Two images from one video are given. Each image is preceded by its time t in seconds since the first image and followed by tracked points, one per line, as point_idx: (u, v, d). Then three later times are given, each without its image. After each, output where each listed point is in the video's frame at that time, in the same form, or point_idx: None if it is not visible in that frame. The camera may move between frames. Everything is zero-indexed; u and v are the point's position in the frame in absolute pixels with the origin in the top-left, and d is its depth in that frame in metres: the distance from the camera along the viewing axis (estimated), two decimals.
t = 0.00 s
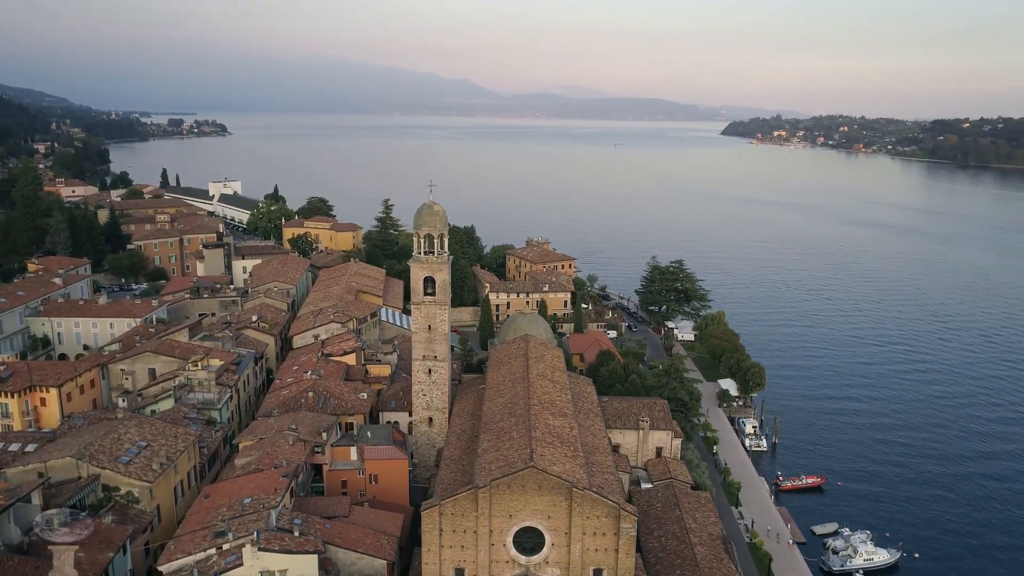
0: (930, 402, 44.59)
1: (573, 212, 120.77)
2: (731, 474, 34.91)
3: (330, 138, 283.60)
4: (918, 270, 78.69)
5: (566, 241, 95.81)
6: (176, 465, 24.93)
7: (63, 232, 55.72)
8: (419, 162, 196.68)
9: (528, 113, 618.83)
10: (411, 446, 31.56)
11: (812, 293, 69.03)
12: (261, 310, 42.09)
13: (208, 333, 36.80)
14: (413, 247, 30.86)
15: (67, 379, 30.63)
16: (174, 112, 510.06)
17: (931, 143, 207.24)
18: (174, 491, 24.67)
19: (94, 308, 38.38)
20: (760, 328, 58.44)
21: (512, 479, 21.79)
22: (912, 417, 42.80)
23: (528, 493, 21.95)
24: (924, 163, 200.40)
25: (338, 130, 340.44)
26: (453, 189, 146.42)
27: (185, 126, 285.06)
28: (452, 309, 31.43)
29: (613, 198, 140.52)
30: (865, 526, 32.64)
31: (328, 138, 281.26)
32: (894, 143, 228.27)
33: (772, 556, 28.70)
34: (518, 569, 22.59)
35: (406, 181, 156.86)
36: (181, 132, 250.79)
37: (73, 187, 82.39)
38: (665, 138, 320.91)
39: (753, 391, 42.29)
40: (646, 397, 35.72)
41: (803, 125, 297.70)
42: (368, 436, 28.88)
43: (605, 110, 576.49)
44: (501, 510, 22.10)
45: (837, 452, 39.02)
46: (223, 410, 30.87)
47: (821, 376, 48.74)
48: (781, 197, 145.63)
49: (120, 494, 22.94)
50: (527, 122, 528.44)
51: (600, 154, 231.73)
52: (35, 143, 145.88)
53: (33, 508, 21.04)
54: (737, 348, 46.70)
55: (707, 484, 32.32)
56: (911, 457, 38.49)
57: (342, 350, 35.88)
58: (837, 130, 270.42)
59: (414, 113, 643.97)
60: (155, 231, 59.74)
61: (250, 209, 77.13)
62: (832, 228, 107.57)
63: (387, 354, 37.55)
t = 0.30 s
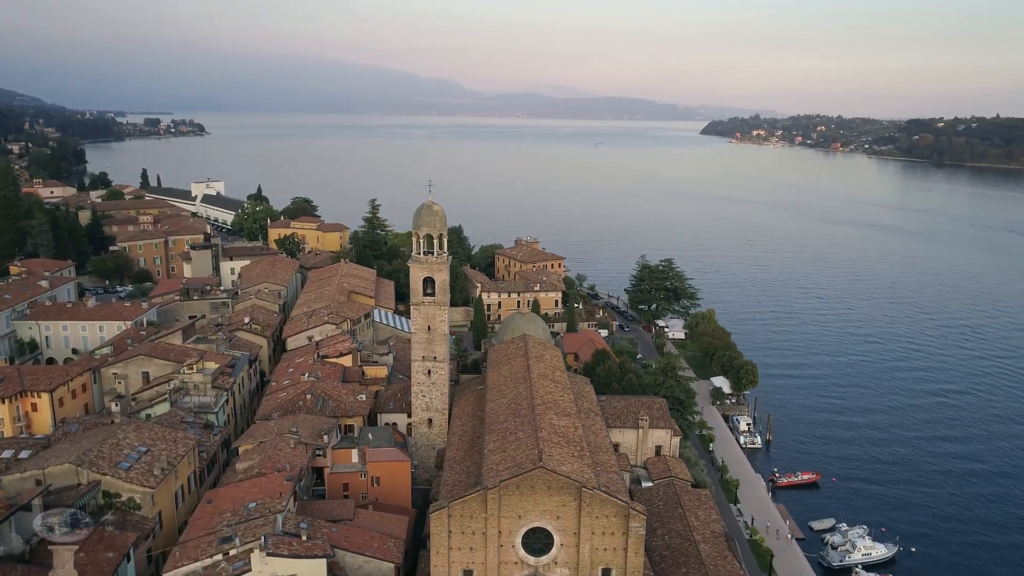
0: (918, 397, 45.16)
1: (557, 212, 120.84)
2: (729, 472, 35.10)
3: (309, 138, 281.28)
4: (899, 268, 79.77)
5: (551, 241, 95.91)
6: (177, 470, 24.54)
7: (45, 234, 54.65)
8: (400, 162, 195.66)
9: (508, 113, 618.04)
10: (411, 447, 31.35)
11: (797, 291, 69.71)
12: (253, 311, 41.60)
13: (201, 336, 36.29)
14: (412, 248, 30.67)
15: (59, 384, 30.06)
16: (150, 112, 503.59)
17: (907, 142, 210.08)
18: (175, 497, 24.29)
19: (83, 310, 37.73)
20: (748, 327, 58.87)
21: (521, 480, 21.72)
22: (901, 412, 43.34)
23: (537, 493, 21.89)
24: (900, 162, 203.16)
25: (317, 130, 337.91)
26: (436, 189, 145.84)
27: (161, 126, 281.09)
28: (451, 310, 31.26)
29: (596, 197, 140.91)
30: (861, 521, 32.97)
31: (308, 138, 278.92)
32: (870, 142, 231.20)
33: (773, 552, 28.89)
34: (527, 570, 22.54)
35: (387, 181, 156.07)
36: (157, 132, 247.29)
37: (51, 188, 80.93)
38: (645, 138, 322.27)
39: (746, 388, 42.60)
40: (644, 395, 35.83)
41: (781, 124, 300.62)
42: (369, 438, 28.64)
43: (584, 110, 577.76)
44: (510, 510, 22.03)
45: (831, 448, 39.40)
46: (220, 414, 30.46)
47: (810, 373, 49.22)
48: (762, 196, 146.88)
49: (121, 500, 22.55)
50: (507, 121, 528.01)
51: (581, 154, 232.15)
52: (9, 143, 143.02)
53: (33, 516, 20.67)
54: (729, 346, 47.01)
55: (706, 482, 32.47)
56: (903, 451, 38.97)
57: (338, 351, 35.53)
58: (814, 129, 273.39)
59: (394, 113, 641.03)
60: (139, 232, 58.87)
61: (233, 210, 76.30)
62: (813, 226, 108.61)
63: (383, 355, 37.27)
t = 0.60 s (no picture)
0: (910, 394, 45.57)
1: (545, 211, 120.91)
2: (727, 470, 35.24)
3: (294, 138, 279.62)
4: (886, 266, 80.53)
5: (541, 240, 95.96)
6: (177, 474, 24.26)
7: (32, 235, 53.93)
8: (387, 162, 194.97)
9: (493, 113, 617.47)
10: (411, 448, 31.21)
11: (787, 289, 70.18)
12: (247, 312, 41.25)
13: (196, 337, 35.94)
14: (411, 248, 30.58)
15: (53, 388, 29.63)
16: (131, 112, 498.05)
17: (890, 142, 212.04)
18: (176, 501, 24.02)
19: (75, 313, 37.26)
20: (740, 326, 59.19)
21: (528, 481, 21.67)
22: (894, 409, 43.71)
23: (544, 494, 21.86)
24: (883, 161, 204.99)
25: (302, 130, 335.97)
26: (423, 188, 145.43)
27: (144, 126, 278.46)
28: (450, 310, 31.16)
29: (584, 197, 141.13)
30: (858, 517, 33.21)
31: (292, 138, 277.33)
32: (854, 142, 233.22)
33: (774, 549, 29.05)
34: (533, 570, 22.50)
35: (374, 181, 155.36)
36: (140, 132, 244.81)
37: (36, 189, 79.92)
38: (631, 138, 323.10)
39: (741, 386, 42.84)
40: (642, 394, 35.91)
41: (765, 124, 302.54)
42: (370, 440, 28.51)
43: (568, 110, 578.51)
44: (517, 511, 21.97)
45: (826, 445, 39.68)
46: (218, 416, 30.17)
47: (803, 371, 49.55)
48: (748, 195, 147.74)
49: (123, 505, 22.27)
50: (492, 121, 527.62)
51: (567, 154, 232.41)
52: None
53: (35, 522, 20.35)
54: (722, 345, 47.25)
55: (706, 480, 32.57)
56: (897, 448, 39.30)
57: (335, 353, 35.32)
58: (798, 129, 275.39)
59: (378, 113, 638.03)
60: (128, 233, 58.22)
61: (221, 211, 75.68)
62: (800, 225, 109.39)
63: (380, 356, 37.08)
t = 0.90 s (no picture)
0: (900, 391, 46.10)
1: (532, 211, 120.96)
2: (725, 468, 35.42)
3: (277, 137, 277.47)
4: (871, 265, 81.38)
5: (529, 240, 95.98)
6: (178, 479, 23.97)
7: (16, 237, 53.09)
8: (371, 161, 194.02)
9: (476, 112, 617.25)
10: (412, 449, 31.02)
11: (775, 288, 70.76)
12: (239, 314, 40.85)
13: (190, 340, 35.50)
14: (410, 249, 30.45)
15: (46, 392, 29.13)
16: (109, 112, 492.46)
17: (870, 142, 214.52)
18: (178, 506, 23.70)
19: (65, 315, 36.69)
20: (731, 324, 59.58)
21: (536, 481, 21.61)
22: (885, 406, 44.18)
23: (552, 495, 21.82)
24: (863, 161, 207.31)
25: (284, 130, 333.66)
26: (409, 188, 144.91)
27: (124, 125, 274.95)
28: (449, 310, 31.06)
29: (570, 196, 141.38)
30: (854, 514, 33.51)
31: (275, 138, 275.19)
32: (834, 142, 235.72)
33: (774, 547, 29.26)
34: (541, 571, 22.47)
35: (359, 181, 154.58)
36: (119, 131, 242.01)
37: (17, 190, 78.71)
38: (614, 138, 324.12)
39: (735, 384, 43.11)
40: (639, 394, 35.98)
41: (747, 123, 304.83)
42: (369, 444, 28.34)
43: (551, 110, 579.50)
44: (524, 512, 21.92)
45: (820, 443, 40.04)
46: (215, 419, 29.84)
47: (794, 369, 49.96)
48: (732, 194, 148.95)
49: (125, 511, 21.90)
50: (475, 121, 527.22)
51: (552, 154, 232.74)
52: None
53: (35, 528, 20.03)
54: (715, 343, 47.53)
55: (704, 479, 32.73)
56: (889, 444, 39.75)
57: (332, 354, 35.05)
58: (780, 128, 277.91)
59: (361, 112, 635.54)
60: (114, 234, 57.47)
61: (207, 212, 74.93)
62: (785, 224, 110.33)
63: (377, 358, 36.85)
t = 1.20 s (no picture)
0: (889, 388, 46.69)
1: (518, 211, 121.04)
2: (722, 466, 35.62)
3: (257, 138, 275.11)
4: (856, 263, 82.28)
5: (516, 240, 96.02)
6: (180, 484, 23.63)
7: None
8: (354, 161, 193.06)
9: (458, 113, 616.06)
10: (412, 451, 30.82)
11: (762, 287, 71.38)
12: (232, 316, 40.41)
13: (184, 343, 35.08)
14: (409, 249, 30.31)
15: (39, 398, 28.59)
16: (85, 111, 485.84)
17: (849, 141, 217.13)
18: (180, 512, 23.37)
19: (55, 319, 36.06)
20: (721, 323, 60.00)
21: (545, 482, 21.56)
22: (876, 403, 44.72)
23: (561, 496, 21.79)
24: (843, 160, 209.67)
25: (264, 129, 331.08)
26: (393, 188, 144.29)
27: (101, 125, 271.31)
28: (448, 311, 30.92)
29: (555, 196, 141.58)
30: (850, 510, 33.88)
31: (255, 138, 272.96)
32: (814, 141, 238.32)
33: (774, 544, 29.49)
34: (549, 572, 22.42)
35: (343, 181, 153.73)
36: (96, 131, 238.92)
37: None
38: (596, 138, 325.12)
39: (728, 383, 43.44)
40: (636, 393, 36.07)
41: (727, 123, 307.10)
42: (371, 447, 28.13)
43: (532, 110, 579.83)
44: (533, 513, 21.86)
45: (813, 440, 40.43)
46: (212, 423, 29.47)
47: (785, 367, 50.42)
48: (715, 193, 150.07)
49: (126, 517, 21.52)
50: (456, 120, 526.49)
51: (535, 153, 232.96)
52: None
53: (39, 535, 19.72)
54: (707, 342, 47.82)
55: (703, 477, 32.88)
56: (881, 440, 40.23)
57: (329, 356, 34.77)
58: (760, 128, 280.32)
59: (341, 112, 631.80)
60: (99, 236, 56.61)
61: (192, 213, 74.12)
62: (769, 223, 111.34)
63: (373, 360, 36.61)
